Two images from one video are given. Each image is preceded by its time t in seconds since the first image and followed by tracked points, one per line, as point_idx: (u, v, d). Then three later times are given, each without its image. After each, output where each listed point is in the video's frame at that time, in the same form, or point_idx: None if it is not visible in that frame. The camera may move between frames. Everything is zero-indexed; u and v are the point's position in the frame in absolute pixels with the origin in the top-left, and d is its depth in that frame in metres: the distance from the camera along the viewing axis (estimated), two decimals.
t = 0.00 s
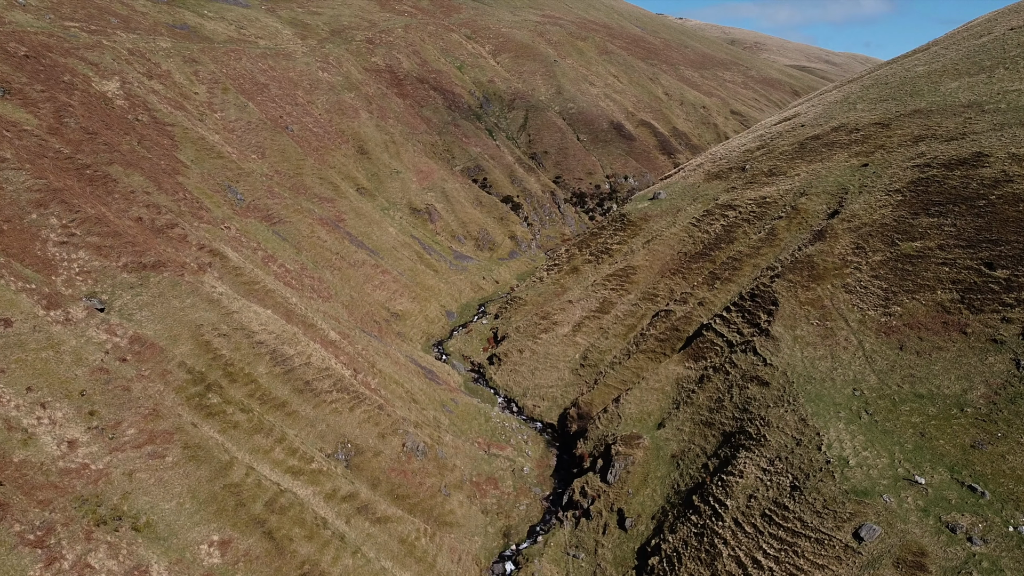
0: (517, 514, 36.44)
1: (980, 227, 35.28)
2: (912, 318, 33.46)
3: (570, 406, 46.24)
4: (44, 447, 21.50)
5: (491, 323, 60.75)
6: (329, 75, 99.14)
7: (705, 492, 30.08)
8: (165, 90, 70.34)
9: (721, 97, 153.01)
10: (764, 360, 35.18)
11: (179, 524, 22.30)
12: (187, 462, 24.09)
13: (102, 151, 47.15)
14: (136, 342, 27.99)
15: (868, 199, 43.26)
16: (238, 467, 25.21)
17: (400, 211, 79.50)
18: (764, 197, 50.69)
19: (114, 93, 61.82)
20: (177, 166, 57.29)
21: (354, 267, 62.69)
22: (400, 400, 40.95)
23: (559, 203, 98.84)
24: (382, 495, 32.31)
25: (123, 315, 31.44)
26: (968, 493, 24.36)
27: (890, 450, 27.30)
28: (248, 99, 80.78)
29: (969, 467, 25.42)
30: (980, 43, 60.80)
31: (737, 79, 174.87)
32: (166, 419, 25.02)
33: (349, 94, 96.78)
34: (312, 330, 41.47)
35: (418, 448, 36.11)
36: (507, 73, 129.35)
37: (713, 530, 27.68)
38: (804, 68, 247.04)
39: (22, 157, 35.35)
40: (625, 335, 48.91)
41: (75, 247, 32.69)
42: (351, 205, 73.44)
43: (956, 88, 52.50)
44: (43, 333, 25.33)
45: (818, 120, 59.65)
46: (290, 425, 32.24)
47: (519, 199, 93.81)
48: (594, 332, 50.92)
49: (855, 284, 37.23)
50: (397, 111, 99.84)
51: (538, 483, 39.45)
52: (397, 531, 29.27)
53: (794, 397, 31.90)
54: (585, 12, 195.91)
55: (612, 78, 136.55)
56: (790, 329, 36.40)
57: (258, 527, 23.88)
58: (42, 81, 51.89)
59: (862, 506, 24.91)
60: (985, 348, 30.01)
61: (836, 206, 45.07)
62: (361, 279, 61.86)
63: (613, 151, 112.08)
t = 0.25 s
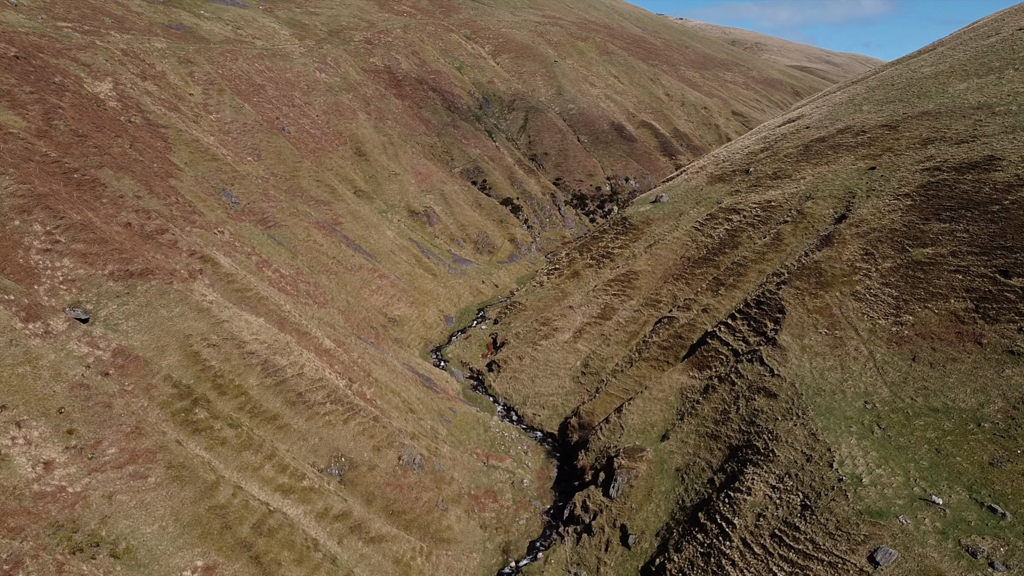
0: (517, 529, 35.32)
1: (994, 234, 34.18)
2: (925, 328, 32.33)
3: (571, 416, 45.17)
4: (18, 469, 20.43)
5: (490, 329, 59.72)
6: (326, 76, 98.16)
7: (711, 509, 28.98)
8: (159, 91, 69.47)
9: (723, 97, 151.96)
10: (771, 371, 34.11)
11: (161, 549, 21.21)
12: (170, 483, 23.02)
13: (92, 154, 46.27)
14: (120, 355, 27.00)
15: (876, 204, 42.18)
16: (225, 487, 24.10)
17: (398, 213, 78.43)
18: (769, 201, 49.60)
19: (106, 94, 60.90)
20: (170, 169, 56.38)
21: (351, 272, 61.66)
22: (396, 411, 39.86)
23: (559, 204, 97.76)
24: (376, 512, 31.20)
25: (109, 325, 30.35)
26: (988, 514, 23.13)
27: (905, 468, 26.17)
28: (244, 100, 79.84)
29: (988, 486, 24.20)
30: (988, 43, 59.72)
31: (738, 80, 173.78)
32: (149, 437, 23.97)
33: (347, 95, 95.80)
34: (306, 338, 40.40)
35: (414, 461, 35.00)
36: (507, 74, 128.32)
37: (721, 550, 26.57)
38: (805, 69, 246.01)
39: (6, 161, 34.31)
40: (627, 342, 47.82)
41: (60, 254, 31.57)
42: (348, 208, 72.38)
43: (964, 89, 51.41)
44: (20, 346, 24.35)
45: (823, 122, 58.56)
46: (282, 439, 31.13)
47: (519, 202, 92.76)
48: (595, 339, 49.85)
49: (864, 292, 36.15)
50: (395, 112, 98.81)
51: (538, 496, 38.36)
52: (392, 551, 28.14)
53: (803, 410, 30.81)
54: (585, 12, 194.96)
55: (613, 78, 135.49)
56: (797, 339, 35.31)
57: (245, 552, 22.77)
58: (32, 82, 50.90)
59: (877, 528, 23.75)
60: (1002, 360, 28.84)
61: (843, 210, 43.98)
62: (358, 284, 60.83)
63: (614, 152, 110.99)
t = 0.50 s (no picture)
0: (516, 545, 34.20)
1: (1009, 241, 33.09)
2: (938, 339, 31.24)
3: (572, 426, 44.09)
4: None
5: (489, 335, 58.72)
6: (324, 77, 97.24)
7: (718, 528, 27.89)
8: (153, 93, 68.73)
9: (724, 98, 150.93)
10: (778, 383, 33.03)
11: None
12: (152, 506, 22.11)
13: (82, 157, 45.54)
14: (102, 370, 26.11)
15: (884, 209, 41.10)
16: (210, 510, 23.14)
17: (396, 216, 77.39)
18: (774, 206, 48.50)
19: (99, 96, 60.14)
20: (163, 172, 55.60)
21: (347, 277, 60.66)
22: (392, 422, 38.79)
23: (560, 207, 96.68)
24: (370, 530, 30.13)
25: (93, 336, 29.31)
26: (1010, 539, 22.02)
27: (920, 488, 25.07)
28: (241, 102, 78.92)
29: (1009, 508, 23.09)
30: (996, 44, 58.60)
31: (739, 80, 172.69)
32: (131, 458, 23.10)
33: (345, 97, 94.86)
34: (300, 347, 39.37)
35: (410, 476, 33.91)
36: (507, 74, 127.34)
37: (728, 573, 25.47)
38: (806, 69, 245.06)
39: None
40: (629, 350, 46.72)
41: (43, 262, 30.41)
42: (345, 211, 71.36)
43: (973, 91, 50.32)
44: None
45: (829, 124, 57.46)
46: (272, 454, 30.05)
47: (519, 204, 91.70)
48: (597, 346, 48.79)
49: (874, 300, 35.06)
50: (394, 113, 97.83)
51: (538, 510, 37.27)
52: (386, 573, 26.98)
53: (812, 425, 29.72)
54: (585, 12, 194.01)
55: (613, 79, 134.47)
56: (806, 349, 34.22)
57: None
58: (22, 83, 49.93)
59: (893, 553, 22.64)
60: (1020, 373, 27.73)
61: (851, 215, 42.91)
62: (355, 289, 59.82)
63: (615, 154, 109.89)
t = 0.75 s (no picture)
0: (515, 564, 33.19)
1: None
2: (951, 352, 30.16)
3: (573, 437, 43.04)
4: None
5: (488, 341, 57.77)
6: (322, 78, 96.29)
7: (725, 549, 26.86)
8: (147, 95, 68.03)
9: (725, 99, 149.87)
10: (786, 397, 32.01)
11: None
12: (132, 533, 21.47)
13: (71, 162, 44.78)
14: (83, 388, 25.23)
15: (893, 215, 40.01)
16: (194, 536, 22.43)
17: (394, 220, 76.39)
18: (779, 211, 47.41)
19: (91, 99, 59.46)
20: (156, 177, 54.87)
21: (344, 282, 59.68)
22: (388, 435, 37.78)
23: (560, 209, 95.64)
24: (364, 550, 29.18)
25: (77, 351, 28.38)
26: None
27: (936, 511, 24.04)
28: (237, 104, 78.02)
29: None
30: (1005, 45, 57.46)
31: (740, 81, 171.60)
32: (111, 482, 22.43)
33: (343, 98, 93.90)
34: (293, 358, 38.37)
35: (406, 492, 32.84)
36: (507, 75, 126.33)
37: None
38: (807, 70, 243.98)
39: None
40: (631, 359, 45.67)
41: (25, 274, 29.46)
42: (342, 215, 70.36)
43: (983, 94, 49.21)
44: None
45: (834, 127, 56.34)
46: (262, 472, 29.03)
47: (519, 207, 90.66)
48: (598, 355, 47.78)
49: (884, 311, 34.01)
50: (392, 115, 96.83)
51: (538, 526, 36.24)
52: None
53: (822, 442, 28.70)
54: (586, 13, 192.98)
55: (614, 80, 133.40)
56: (814, 361, 33.17)
57: None
58: (11, 86, 48.98)
59: None
60: None
61: (858, 222, 41.81)
62: (352, 295, 58.84)
63: (616, 156, 108.76)
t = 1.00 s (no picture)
0: None
1: None
2: (963, 366, 29.28)
3: (573, 449, 42.19)
4: None
5: (487, 349, 56.98)
6: (320, 80, 95.49)
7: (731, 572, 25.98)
8: (141, 98, 67.46)
9: (727, 100, 149.01)
10: (793, 411, 31.15)
11: None
12: (115, 562, 20.81)
13: (62, 168, 44.22)
14: (66, 407, 24.43)
15: (901, 222, 39.08)
16: (180, 564, 21.90)
17: (392, 224, 75.56)
18: (784, 217, 46.50)
19: (85, 102, 58.96)
20: (150, 181, 54.33)
21: (342, 289, 58.85)
22: (385, 448, 36.90)
23: (560, 212, 94.80)
24: (359, 571, 28.33)
25: (63, 366, 27.55)
26: None
27: (951, 535, 23.21)
28: (233, 106, 77.26)
29: None
30: (1012, 48, 56.47)
31: (741, 82, 170.67)
32: (93, 508, 21.77)
33: (341, 101, 93.10)
34: (288, 370, 37.53)
35: (402, 508, 32.03)
36: (507, 77, 125.50)
37: None
38: (808, 71, 243.10)
39: None
40: (633, 368, 44.80)
41: (9, 286, 28.65)
42: (340, 219, 69.52)
43: (991, 97, 48.27)
44: None
45: (838, 130, 55.37)
46: (254, 491, 28.16)
47: (519, 210, 89.83)
48: (599, 364, 46.94)
49: (893, 322, 33.11)
50: (391, 117, 96.04)
51: (538, 542, 35.38)
52: None
53: (831, 460, 27.85)
54: (586, 13, 192.17)
55: (615, 82, 132.58)
56: (821, 375, 32.30)
57: None
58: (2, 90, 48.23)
59: None
60: None
61: (865, 229, 40.89)
62: (349, 301, 58.03)
63: (617, 158, 107.83)
